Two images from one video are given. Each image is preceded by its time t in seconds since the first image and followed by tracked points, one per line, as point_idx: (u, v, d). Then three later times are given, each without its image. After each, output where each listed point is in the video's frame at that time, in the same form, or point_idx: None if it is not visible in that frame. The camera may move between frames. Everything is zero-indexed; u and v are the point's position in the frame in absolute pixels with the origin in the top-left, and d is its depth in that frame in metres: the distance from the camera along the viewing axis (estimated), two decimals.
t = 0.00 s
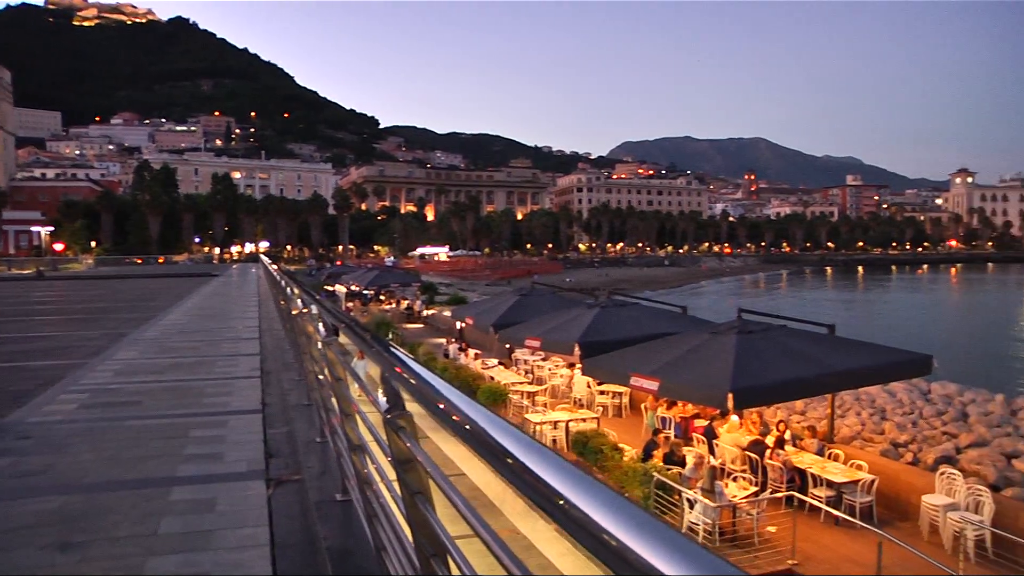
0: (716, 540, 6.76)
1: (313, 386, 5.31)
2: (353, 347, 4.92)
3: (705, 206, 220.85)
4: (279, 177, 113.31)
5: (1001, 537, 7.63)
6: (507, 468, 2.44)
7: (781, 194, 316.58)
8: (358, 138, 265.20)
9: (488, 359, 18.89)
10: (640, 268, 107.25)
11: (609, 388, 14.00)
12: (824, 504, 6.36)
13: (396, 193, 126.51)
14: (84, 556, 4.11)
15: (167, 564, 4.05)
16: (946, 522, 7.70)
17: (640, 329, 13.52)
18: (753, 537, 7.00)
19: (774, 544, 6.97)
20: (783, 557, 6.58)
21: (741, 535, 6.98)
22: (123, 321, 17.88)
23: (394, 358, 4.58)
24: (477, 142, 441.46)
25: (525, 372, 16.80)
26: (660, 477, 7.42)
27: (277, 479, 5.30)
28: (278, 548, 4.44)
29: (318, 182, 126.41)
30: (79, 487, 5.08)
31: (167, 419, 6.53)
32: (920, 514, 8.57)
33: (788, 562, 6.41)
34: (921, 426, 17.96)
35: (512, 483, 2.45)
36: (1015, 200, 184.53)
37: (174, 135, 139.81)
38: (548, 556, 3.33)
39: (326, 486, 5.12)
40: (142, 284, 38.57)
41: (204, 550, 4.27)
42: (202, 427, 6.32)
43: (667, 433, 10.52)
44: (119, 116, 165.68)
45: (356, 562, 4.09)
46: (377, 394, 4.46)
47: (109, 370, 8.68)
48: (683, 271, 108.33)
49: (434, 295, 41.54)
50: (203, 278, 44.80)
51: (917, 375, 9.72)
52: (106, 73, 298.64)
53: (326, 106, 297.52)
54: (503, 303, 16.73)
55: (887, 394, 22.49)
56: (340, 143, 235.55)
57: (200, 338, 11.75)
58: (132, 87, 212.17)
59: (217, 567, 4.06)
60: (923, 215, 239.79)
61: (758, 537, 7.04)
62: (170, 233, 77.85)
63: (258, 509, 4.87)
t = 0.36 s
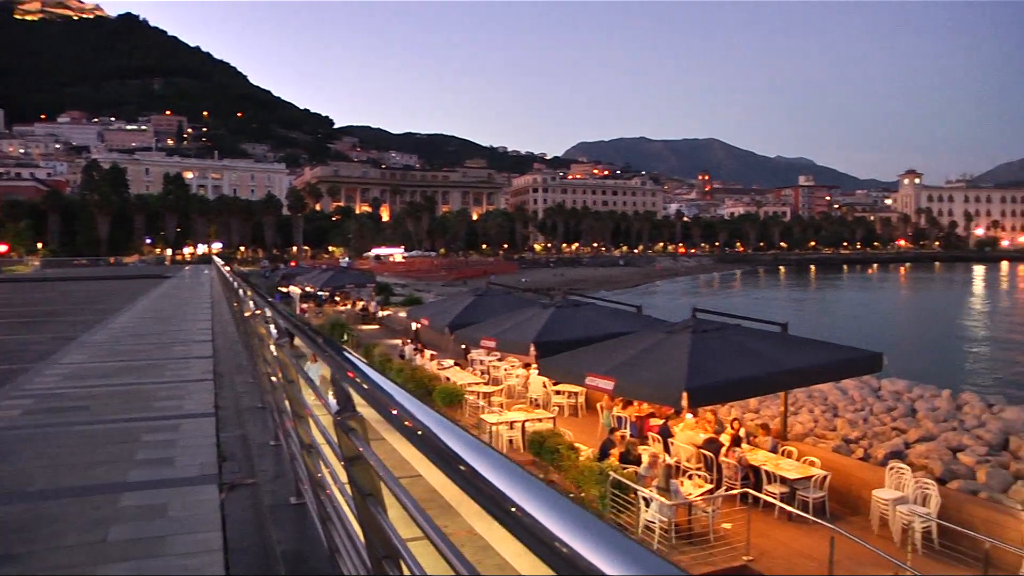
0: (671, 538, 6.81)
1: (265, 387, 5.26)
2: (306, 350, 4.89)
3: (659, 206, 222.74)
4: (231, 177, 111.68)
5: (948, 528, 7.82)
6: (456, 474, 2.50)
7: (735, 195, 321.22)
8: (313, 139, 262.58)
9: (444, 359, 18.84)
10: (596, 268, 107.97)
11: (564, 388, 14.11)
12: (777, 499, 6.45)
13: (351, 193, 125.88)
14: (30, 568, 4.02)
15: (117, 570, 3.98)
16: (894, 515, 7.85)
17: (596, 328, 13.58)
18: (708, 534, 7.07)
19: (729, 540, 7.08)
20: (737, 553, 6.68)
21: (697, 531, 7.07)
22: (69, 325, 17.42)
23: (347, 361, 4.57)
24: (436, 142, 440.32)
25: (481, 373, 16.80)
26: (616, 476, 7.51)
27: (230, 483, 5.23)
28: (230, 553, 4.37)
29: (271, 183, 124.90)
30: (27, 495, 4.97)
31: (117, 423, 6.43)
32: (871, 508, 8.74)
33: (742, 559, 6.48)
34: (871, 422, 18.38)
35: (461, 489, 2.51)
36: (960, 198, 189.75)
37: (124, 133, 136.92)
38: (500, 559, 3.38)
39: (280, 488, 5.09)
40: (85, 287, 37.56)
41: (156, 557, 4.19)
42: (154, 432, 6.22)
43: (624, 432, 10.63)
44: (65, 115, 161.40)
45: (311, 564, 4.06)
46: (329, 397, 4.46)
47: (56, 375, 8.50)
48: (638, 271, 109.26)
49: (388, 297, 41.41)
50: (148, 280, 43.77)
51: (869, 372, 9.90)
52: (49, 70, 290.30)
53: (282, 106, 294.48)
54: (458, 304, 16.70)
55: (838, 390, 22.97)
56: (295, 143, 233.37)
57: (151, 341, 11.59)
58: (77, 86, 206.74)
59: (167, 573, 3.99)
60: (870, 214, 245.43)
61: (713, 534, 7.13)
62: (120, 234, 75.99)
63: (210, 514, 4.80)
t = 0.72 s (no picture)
0: (625, 537, 6.86)
1: (213, 390, 5.22)
2: (254, 353, 4.88)
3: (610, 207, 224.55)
4: (178, 177, 109.55)
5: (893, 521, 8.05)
6: (404, 481, 2.65)
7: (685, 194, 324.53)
8: (262, 138, 258.64)
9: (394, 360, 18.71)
10: (547, 268, 108.17)
11: (515, 388, 14.18)
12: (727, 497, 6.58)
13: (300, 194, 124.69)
14: None
15: None
16: (842, 509, 8.03)
17: (548, 328, 13.64)
18: (660, 532, 7.15)
19: (680, 537, 7.20)
20: (688, 550, 6.78)
21: (648, 529, 7.18)
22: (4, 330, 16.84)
23: (293, 364, 4.59)
24: (390, 141, 438.09)
25: (431, 374, 16.76)
26: (567, 474, 7.48)
27: (176, 487, 5.15)
28: (176, 556, 4.30)
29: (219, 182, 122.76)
30: None
31: (61, 429, 6.28)
32: (818, 502, 8.93)
33: (695, 556, 6.59)
34: (819, 418, 18.78)
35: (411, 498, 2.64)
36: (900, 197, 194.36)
37: (65, 132, 133.06)
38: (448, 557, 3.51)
39: (229, 492, 5.04)
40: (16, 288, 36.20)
41: (98, 564, 4.09)
42: (97, 437, 6.11)
43: (575, 431, 10.75)
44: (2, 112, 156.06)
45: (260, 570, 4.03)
46: (275, 399, 4.46)
47: None
48: (590, 271, 109.88)
49: (337, 298, 40.94)
50: (84, 281, 42.41)
51: (816, 369, 10.12)
52: None
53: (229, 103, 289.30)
54: (408, 305, 16.61)
55: (786, 388, 23.42)
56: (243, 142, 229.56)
57: (95, 344, 11.40)
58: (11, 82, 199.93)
59: None
60: (816, 215, 250.32)
61: (665, 531, 7.26)
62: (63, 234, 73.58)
63: (156, 518, 4.71)
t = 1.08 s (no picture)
0: (577, 534, 6.91)
1: (160, 392, 5.16)
2: (203, 358, 4.84)
3: (562, 205, 225.20)
4: (125, 173, 106.79)
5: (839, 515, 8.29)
6: (356, 488, 2.76)
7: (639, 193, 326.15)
8: (211, 134, 253.51)
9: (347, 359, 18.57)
10: (501, 266, 108.36)
11: (468, 387, 14.27)
12: (681, 495, 6.92)
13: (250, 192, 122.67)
14: None
15: None
16: (792, 504, 8.16)
17: (501, 328, 13.69)
18: (612, 529, 7.37)
19: (634, 534, 7.35)
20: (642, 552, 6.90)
21: (600, 526, 7.32)
22: None
23: (243, 365, 4.58)
24: (343, 140, 434.42)
25: (384, 373, 16.70)
26: (521, 473, 7.52)
27: (123, 491, 5.08)
28: (121, 563, 4.21)
29: (167, 179, 120.03)
30: None
31: (3, 431, 6.19)
32: (768, 498, 9.10)
33: (646, 552, 6.95)
34: (768, 415, 19.25)
35: (363, 500, 2.75)
36: (846, 196, 197.92)
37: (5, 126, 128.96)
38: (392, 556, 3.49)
39: (178, 493, 4.96)
40: None
41: None
42: (39, 440, 6.04)
43: (527, 430, 10.88)
44: None
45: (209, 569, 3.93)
46: (222, 398, 4.40)
47: None
48: (542, 269, 110.35)
49: (290, 296, 40.43)
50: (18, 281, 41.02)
51: (765, 366, 10.30)
52: None
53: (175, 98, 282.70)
54: (361, 303, 16.53)
55: (736, 386, 23.88)
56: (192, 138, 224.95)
57: (38, 345, 11.18)
58: None
59: None
60: (764, 214, 254.09)
61: (617, 528, 7.42)
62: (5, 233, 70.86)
63: (104, 523, 4.65)
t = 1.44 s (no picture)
0: (537, 532, 6.97)
1: (117, 394, 5.10)
2: (162, 359, 4.79)
3: (525, 204, 224.80)
4: (80, 169, 103.88)
5: (798, 511, 8.42)
6: (314, 489, 2.76)
7: (601, 191, 326.54)
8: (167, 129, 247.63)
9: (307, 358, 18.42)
10: (463, 265, 108.26)
11: (429, 385, 14.29)
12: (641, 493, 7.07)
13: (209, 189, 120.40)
14: None
15: None
16: (751, 500, 8.29)
17: (462, 325, 13.71)
18: (573, 527, 7.49)
19: (594, 533, 7.47)
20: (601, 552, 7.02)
21: (561, 524, 7.43)
22: None
23: (203, 366, 4.56)
24: (303, 136, 428.62)
25: (344, 371, 16.62)
26: (482, 472, 7.59)
27: (77, 494, 5.01)
28: (75, 566, 4.15)
29: (123, 175, 117.09)
30: None
31: None
32: (727, 494, 9.24)
33: (607, 549, 7.11)
34: (727, 413, 19.56)
35: (323, 503, 2.73)
36: (803, 195, 199.95)
37: None
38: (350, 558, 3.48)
39: (134, 496, 4.92)
40: None
41: None
42: None
43: (488, 428, 10.93)
44: None
45: (164, 572, 3.88)
46: (180, 399, 4.35)
47: None
48: (502, 268, 110.27)
49: (251, 295, 39.82)
50: None
51: (724, 364, 10.41)
52: None
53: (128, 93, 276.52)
54: (320, 302, 16.42)
55: (696, 384, 24.23)
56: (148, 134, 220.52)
57: None
58: None
59: None
60: (724, 213, 256.47)
61: (577, 525, 7.56)
62: None
63: (57, 526, 4.58)
